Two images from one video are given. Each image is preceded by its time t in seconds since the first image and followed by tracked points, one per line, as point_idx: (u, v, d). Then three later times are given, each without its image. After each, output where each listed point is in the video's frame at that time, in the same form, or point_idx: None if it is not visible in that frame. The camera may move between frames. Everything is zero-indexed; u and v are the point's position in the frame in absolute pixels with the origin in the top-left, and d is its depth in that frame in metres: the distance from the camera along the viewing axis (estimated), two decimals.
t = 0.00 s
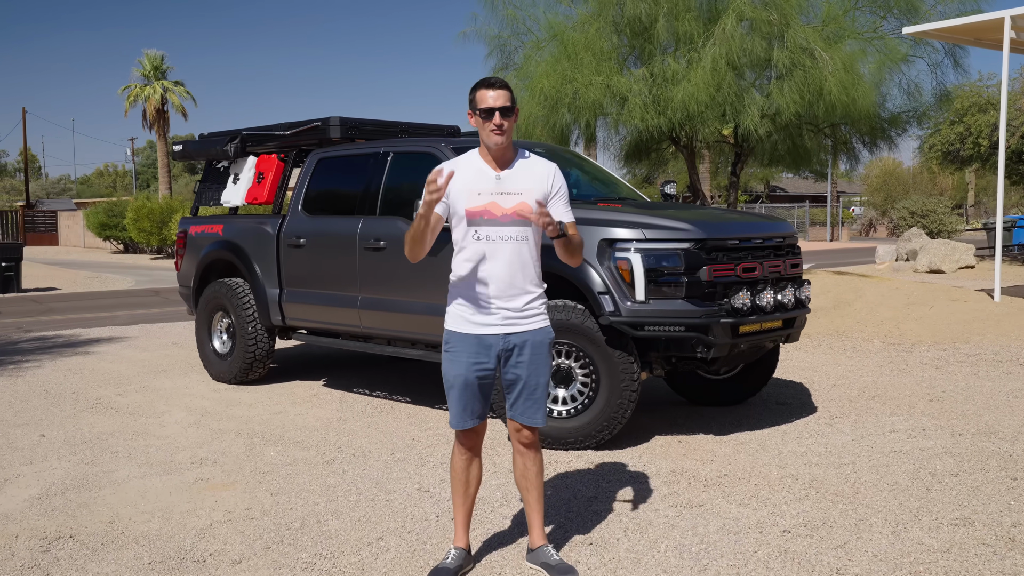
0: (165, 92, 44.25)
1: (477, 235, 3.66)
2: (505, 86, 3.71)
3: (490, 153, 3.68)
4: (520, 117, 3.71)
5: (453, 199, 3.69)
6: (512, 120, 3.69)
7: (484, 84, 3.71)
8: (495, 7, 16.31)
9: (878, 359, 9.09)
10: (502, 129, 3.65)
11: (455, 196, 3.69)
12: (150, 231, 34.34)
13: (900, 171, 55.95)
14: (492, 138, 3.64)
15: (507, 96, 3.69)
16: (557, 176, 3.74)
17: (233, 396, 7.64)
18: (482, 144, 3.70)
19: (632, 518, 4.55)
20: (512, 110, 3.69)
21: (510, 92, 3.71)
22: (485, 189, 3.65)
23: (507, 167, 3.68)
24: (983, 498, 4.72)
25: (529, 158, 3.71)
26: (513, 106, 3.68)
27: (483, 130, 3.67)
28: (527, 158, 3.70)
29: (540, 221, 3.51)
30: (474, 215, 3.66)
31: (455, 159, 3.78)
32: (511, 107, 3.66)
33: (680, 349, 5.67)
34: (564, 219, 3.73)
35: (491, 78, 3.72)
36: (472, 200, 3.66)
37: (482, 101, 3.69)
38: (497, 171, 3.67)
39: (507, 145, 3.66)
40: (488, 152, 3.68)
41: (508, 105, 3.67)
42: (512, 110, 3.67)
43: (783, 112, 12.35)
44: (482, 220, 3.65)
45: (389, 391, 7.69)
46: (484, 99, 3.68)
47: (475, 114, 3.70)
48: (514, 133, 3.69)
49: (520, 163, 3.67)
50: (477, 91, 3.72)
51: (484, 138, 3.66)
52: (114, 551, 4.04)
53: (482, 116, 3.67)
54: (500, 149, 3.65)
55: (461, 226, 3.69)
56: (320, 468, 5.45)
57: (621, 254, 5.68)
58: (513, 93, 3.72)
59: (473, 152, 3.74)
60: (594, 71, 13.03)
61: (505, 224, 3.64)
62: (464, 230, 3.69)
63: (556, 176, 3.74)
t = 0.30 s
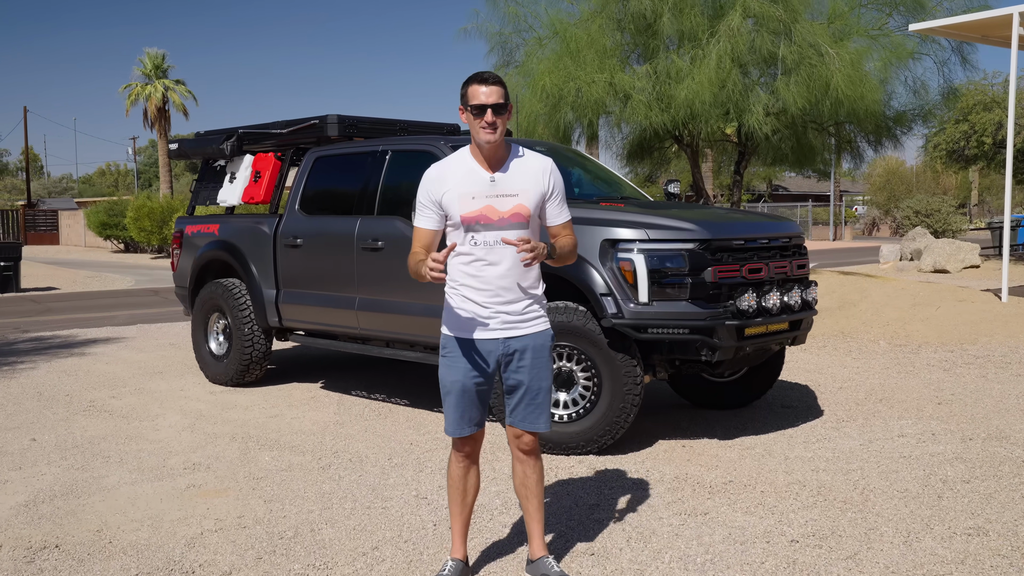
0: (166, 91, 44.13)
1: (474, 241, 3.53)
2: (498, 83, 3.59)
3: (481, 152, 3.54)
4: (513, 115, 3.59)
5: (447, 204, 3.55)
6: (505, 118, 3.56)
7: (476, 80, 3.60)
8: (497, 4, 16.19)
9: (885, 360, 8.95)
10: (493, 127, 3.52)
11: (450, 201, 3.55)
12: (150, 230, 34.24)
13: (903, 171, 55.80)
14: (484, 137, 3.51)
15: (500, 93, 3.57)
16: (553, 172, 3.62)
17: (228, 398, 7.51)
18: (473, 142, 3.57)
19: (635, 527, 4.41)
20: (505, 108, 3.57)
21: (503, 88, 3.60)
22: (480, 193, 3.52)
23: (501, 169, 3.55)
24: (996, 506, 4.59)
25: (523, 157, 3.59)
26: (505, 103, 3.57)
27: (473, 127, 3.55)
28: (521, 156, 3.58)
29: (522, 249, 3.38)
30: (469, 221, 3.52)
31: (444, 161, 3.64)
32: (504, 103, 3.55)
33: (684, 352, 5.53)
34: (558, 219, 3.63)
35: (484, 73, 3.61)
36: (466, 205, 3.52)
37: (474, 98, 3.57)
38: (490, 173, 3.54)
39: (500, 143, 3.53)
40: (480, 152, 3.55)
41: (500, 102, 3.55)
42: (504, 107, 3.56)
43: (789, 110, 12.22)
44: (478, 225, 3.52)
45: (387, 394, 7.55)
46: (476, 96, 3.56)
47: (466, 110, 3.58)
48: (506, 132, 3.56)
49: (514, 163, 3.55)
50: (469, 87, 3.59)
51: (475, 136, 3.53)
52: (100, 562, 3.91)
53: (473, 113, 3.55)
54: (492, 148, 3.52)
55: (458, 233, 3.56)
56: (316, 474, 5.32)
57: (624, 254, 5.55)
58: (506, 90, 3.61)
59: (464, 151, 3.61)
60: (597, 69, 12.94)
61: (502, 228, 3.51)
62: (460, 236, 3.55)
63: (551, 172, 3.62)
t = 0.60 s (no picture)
0: (166, 89, 43.99)
1: (468, 239, 3.40)
2: (496, 73, 3.48)
3: (477, 146, 3.43)
4: (511, 107, 3.47)
5: (440, 200, 3.43)
6: (502, 110, 3.45)
7: (474, 70, 3.48)
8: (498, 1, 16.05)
9: (890, 361, 8.82)
10: (489, 119, 3.41)
11: (443, 196, 3.43)
12: (151, 229, 34.13)
13: (906, 169, 55.63)
14: (479, 129, 3.40)
15: (497, 84, 3.46)
16: (551, 168, 3.50)
17: (224, 399, 7.40)
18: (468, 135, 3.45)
19: (637, 534, 4.29)
20: (502, 99, 3.45)
21: (501, 80, 3.48)
22: (474, 189, 3.40)
23: (496, 163, 3.43)
24: (1009, 512, 4.47)
25: (519, 153, 3.47)
26: (502, 94, 3.45)
27: (469, 119, 3.43)
28: (518, 151, 3.46)
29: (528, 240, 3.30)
30: (463, 218, 3.40)
31: (438, 156, 3.51)
32: (500, 95, 3.43)
33: (687, 353, 5.40)
34: (559, 215, 3.48)
35: (482, 64, 3.50)
36: (461, 201, 3.39)
37: (470, 87, 3.45)
38: (485, 168, 3.42)
39: (496, 136, 3.41)
40: (476, 145, 3.43)
41: (497, 93, 3.44)
42: (501, 98, 3.44)
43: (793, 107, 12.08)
44: (472, 222, 3.39)
45: (386, 395, 7.44)
46: (472, 86, 3.45)
47: (462, 101, 3.46)
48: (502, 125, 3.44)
49: (510, 159, 3.43)
50: (466, 77, 3.48)
51: (470, 129, 3.41)
52: (85, 571, 3.79)
53: (469, 104, 3.43)
54: (488, 142, 3.40)
55: (451, 230, 3.43)
56: (310, 478, 5.19)
57: (625, 254, 5.41)
58: (504, 81, 3.49)
59: (460, 145, 3.49)
60: (599, 66, 12.82)
61: (497, 225, 3.39)
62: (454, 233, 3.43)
63: (550, 168, 3.50)
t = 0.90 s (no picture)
0: (167, 88, 43.86)
1: (463, 233, 3.29)
2: (505, 67, 3.35)
3: (479, 139, 3.33)
4: (517, 104, 3.35)
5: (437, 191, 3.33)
6: (507, 106, 3.33)
7: (485, 61, 3.35)
8: None
9: (895, 362, 8.70)
10: (492, 114, 3.30)
11: (440, 186, 3.33)
12: (151, 229, 34.01)
13: (909, 168, 55.45)
14: (480, 123, 3.30)
15: (506, 78, 3.33)
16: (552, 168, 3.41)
17: (220, 401, 7.29)
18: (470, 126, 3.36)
19: (639, 542, 4.18)
20: (509, 94, 3.33)
21: (510, 74, 3.35)
22: (472, 182, 3.30)
23: (497, 158, 3.34)
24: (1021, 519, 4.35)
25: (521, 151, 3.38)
26: (510, 90, 3.32)
27: (471, 111, 3.33)
28: (519, 149, 3.38)
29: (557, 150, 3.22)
30: (458, 211, 3.29)
31: (438, 149, 3.42)
32: (508, 91, 3.30)
33: (690, 355, 5.28)
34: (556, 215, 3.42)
35: (494, 56, 3.37)
36: (458, 194, 3.29)
37: (477, 78, 3.33)
38: (485, 162, 3.33)
39: (497, 132, 3.31)
40: (477, 137, 3.33)
41: (504, 88, 3.31)
42: (508, 94, 3.31)
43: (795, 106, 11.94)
44: (468, 216, 3.28)
45: (384, 397, 7.32)
46: (480, 77, 3.32)
47: (468, 91, 3.35)
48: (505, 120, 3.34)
49: (511, 154, 3.35)
50: (475, 67, 3.36)
51: (472, 121, 3.31)
52: None
53: (473, 95, 3.32)
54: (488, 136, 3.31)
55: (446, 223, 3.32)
56: (305, 483, 5.08)
57: (627, 254, 5.29)
58: (514, 76, 3.36)
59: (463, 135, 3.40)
60: (600, 64, 12.71)
61: (493, 220, 3.28)
62: (449, 226, 3.32)
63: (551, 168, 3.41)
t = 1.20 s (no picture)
0: (167, 87, 43.78)
1: (465, 236, 3.18)
2: (518, 68, 3.25)
3: (488, 141, 3.21)
4: (529, 106, 3.26)
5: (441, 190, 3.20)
6: (519, 108, 3.23)
7: (497, 61, 3.26)
8: None
9: (901, 364, 8.59)
10: (504, 116, 3.20)
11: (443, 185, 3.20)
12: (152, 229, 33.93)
13: (911, 167, 55.30)
14: (491, 125, 3.18)
15: (518, 80, 3.23)
16: (560, 176, 3.31)
17: (216, 405, 7.19)
18: (480, 128, 3.24)
19: (641, 552, 4.07)
20: (522, 96, 3.23)
21: (523, 76, 3.26)
22: (478, 183, 3.18)
23: (505, 161, 3.22)
24: None
25: (531, 156, 3.27)
26: (523, 92, 3.23)
27: (482, 112, 3.22)
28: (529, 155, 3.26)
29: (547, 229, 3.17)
30: (462, 213, 3.17)
31: (443, 146, 3.28)
32: (520, 93, 3.20)
33: (693, 359, 5.19)
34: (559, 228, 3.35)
35: (506, 56, 3.27)
36: (462, 195, 3.17)
37: (489, 79, 3.23)
38: (493, 164, 3.20)
39: (509, 134, 3.20)
40: (487, 139, 3.21)
41: (517, 90, 3.21)
42: (521, 96, 3.22)
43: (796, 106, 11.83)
44: (471, 219, 3.18)
45: (381, 400, 7.22)
46: (491, 78, 3.23)
47: (479, 92, 3.24)
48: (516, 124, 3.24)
49: (520, 159, 3.23)
50: (487, 68, 3.26)
51: (483, 123, 3.20)
52: None
53: (485, 97, 3.21)
54: (499, 139, 3.19)
55: (447, 224, 3.20)
56: (299, 490, 4.98)
57: (629, 256, 5.19)
58: (526, 77, 3.27)
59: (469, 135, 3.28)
60: (600, 63, 12.62)
61: (497, 225, 3.18)
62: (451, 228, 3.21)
63: (559, 176, 3.31)
